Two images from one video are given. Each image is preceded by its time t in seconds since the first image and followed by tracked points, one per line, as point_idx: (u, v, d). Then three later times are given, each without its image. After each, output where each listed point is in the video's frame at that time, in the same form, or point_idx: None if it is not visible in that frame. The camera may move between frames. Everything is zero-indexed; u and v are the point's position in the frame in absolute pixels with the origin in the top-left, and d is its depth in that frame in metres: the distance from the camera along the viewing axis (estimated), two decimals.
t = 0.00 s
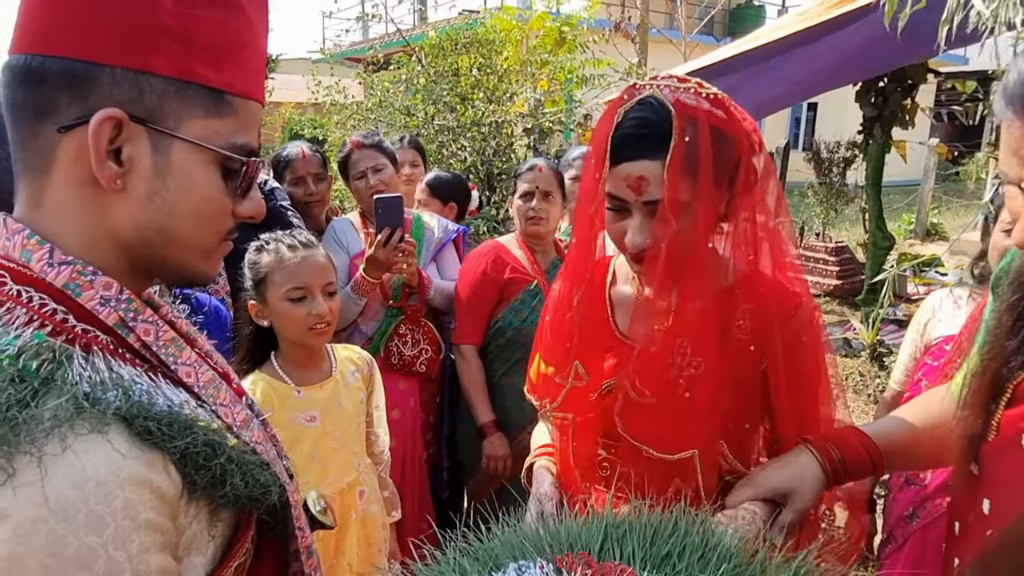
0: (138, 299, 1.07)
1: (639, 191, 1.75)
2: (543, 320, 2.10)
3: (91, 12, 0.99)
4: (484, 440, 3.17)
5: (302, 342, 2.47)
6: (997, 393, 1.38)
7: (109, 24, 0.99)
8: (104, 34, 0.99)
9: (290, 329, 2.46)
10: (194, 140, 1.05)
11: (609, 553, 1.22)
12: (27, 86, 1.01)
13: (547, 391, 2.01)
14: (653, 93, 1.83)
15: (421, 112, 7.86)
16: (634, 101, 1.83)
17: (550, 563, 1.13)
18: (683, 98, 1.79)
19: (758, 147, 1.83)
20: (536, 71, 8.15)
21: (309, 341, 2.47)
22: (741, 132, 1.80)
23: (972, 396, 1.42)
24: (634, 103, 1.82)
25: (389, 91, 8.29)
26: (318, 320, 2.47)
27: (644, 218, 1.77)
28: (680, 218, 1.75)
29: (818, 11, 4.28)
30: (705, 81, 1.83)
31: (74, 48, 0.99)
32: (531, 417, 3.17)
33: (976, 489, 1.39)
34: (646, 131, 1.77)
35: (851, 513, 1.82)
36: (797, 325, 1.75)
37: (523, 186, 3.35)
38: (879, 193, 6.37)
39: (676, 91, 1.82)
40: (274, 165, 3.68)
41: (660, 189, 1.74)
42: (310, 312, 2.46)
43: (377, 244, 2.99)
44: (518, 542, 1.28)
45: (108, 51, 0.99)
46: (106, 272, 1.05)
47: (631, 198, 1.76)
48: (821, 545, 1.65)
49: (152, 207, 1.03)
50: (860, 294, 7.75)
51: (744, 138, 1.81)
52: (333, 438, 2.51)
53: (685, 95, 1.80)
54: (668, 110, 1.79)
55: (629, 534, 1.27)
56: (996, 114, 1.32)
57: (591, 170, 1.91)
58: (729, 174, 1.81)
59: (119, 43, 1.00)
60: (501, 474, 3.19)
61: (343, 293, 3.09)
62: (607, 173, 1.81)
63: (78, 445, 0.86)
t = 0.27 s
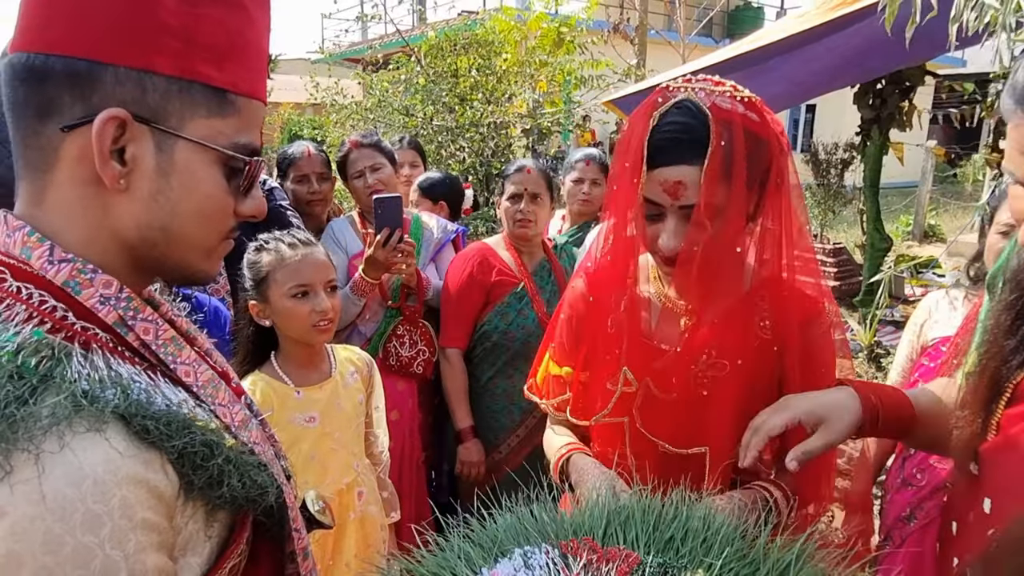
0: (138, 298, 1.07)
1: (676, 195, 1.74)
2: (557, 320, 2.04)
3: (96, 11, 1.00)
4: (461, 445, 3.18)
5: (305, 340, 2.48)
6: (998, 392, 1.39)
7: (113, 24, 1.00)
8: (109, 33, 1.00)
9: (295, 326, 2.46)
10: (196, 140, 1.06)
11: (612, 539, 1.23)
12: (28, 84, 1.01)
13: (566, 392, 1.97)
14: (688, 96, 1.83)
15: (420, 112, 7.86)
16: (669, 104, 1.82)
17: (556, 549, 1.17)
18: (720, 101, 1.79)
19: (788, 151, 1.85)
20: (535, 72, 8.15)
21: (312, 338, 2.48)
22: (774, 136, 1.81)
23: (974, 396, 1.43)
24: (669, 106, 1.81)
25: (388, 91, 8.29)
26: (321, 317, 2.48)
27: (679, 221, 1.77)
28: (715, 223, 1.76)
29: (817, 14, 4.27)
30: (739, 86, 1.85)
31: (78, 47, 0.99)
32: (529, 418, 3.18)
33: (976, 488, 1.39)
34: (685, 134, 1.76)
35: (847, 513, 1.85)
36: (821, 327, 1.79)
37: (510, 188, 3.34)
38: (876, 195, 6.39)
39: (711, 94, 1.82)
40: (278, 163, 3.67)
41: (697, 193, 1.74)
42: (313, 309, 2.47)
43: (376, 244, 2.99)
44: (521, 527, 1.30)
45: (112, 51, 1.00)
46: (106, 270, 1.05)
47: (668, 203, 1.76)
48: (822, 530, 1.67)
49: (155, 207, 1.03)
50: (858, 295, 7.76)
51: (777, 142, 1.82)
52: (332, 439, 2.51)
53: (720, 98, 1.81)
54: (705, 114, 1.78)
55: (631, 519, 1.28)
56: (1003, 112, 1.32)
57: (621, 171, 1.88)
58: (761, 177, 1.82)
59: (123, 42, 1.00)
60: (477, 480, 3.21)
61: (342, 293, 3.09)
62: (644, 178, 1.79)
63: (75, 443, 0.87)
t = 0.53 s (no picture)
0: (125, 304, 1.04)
1: (723, 208, 1.68)
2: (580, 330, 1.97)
3: (81, 16, 0.98)
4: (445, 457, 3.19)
5: (300, 342, 2.48)
6: (1011, 401, 1.28)
7: (98, 27, 0.98)
8: (93, 37, 0.98)
9: (288, 330, 2.46)
10: (184, 144, 1.04)
11: (624, 564, 1.23)
12: (11, 89, 0.99)
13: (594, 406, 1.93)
14: (730, 105, 1.76)
15: (417, 115, 7.84)
16: (712, 113, 1.75)
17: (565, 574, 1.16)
18: (764, 111, 1.74)
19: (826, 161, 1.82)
20: (533, 76, 8.15)
21: (308, 339, 2.48)
22: (818, 147, 1.78)
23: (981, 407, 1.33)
24: (713, 115, 1.74)
25: (385, 94, 8.27)
26: (317, 319, 2.48)
27: (725, 235, 1.72)
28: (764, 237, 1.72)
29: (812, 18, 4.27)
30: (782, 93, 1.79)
31: (63, 52, 0.98)
32: (525, 422, 3.16)
33: (988, 501, 1.31)
34: (733, 145, 1.70)
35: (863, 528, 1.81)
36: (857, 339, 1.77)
37: (481, 198, 3.30)
38: (873, 199, 6.39)
39: (754, 102, 1.76)
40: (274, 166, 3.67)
41: (745, 206, 1.68)
42: (309, 310, 2.47)
43: (375, 248, 2.96)
44: (532, 552, 1.29)
45: (98, 56, 0.98)
46: (94, 279, 1.03)
47: (715, 215, 1.70)
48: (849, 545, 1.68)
49: (142, 214, 1.01)
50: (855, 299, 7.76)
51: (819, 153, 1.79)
52: (326, 445, 2.49)
53: (764, 107, 1.75)
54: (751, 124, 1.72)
55: (642, 542, 1.27)
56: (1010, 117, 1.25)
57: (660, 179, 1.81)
58: (803, 188, 1.79)
59: (109, 47, 0.99)
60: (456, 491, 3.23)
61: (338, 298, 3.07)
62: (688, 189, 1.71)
63: (54, 458, 0.85)
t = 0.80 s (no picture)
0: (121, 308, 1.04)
1: (750, 211, 1.69)
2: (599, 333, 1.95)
3: (70, 19, 0.98)
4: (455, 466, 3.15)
5: (298, 345, 2.47)
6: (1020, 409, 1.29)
7: (88, 30, 0.98)
8: (83, 40, 0.98)
9: (283, 332, 2.45)
10: (177, 146, 1.04)
11: None
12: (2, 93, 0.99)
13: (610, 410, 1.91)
14: (758, 108, 1.76)
15: (414, 118, 7.85)
16: (739, 117, 1.75)
17: None
18: (793, 116, 1.74)
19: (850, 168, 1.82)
20: (530, 79, 8.15)
21: (307, 341, 2.47)
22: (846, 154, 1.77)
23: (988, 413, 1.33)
24: (741, 118, 1.75)
25: (382, 96, 8.27)
26: (314, 321, 2.47)
27: (751, 240, 1.72)
28: (793, 241, 1.71)
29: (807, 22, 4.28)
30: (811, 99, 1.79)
31: (54, 56, 0.98)
32: (521, 425, 3.16)
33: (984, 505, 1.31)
34: (762, 149, 1.69)
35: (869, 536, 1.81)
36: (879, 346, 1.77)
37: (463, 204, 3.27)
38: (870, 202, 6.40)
39: (783, 106, 1.77)
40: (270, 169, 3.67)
41: (774, 209, 1.68)
42: (307, 313, 2.46)
43: (373, 253, 2.97)
44: (554, 561, 1.30)
45: (88, 59, 0.98)
46: (89, 282, 1.03)
47: (741, 219, 1.70)
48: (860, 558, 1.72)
49: (137, 217, 1.01)
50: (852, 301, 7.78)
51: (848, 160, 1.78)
52: (322, 448, 2.49)
53: (793, 111, 1.75)
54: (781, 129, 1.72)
55: (665, 559, 1.27)
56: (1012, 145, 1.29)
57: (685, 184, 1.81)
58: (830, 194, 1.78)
59: (99, 50, 0.98)
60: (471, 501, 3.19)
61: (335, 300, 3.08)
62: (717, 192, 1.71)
63: (48, 464, 0.85)
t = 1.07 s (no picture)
0: (133, 325, 1.06)
1: (763, 233, 1.71)
2: (613, 345, 1.97)
3: (84, 40, 1.00)
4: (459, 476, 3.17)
5: (291, 353, 2.48)
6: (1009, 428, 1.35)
7: (101, 52, 1.00)
8: (96, 62, 1.00)
9: (280, 340, 2.47)
10: (188, 165, 1.06)
11: None
12: (18, 115, 1.01)
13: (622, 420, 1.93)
14: (772, 129, 1.78)
15: (414, 123, 7.88)
16: (753, 139, 1.77)
17: None
18: (807, 136, 1.76)
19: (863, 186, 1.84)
20: (529, 84, 8.18)
21: (299, 351, 2.48)
22: (859, 172, 1.79)
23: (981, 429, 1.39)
24: (754, 139, 1.77)
25: (381, 101, 8.29)
26: (306, 332, 2.47)
27: (763, 259, 1.75)
28: (806, 262, 1.73)
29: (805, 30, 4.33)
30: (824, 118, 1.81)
31: (69, 78, 1.00)
32: (524, 431, 3.18)
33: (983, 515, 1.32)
34: (776, 171, 1.71)
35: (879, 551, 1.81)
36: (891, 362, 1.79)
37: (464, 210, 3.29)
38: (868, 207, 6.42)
39: (797, 127, 1.78)
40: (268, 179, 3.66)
41: (786, 230, 1.71)
42: (299, 322, 2.46)
43: (377, 260, 3.01)
44: None
45: (102, 80, 1.00)
46: (102, 299, 1.05)
47: (754, 240, 1.72)
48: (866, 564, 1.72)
49: (149, 235, 1.03)
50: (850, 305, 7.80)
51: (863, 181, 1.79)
52: (326, 453, 2.50)
53: (807, 132, 1.77)
54: (794, 149, 1.74)
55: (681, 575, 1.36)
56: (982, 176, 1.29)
57: (698, 204, 1.83)
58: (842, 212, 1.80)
59: (112, 71, 1.00)
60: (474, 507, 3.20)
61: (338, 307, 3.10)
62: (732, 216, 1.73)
63: (64, 481, 0.86)
